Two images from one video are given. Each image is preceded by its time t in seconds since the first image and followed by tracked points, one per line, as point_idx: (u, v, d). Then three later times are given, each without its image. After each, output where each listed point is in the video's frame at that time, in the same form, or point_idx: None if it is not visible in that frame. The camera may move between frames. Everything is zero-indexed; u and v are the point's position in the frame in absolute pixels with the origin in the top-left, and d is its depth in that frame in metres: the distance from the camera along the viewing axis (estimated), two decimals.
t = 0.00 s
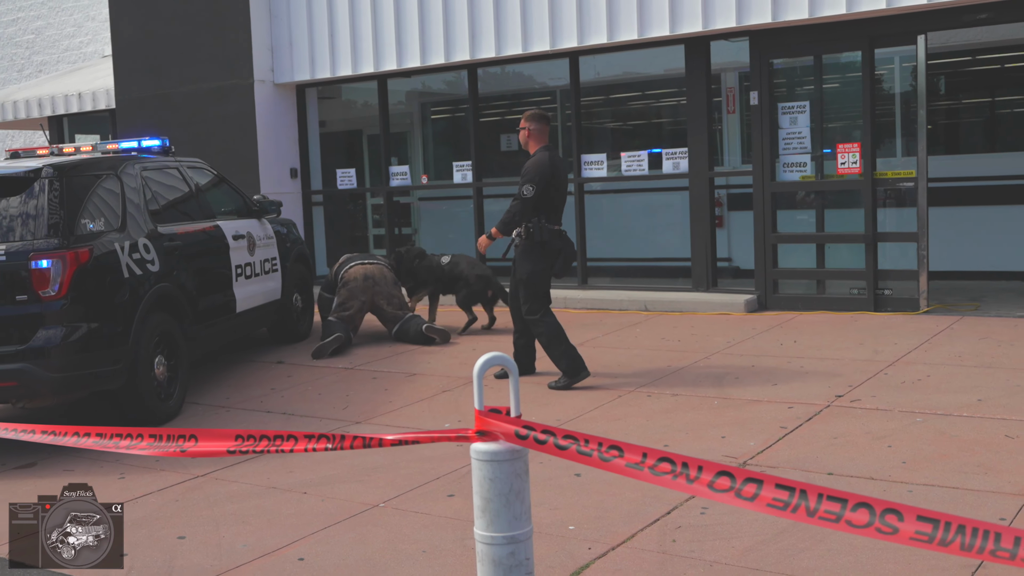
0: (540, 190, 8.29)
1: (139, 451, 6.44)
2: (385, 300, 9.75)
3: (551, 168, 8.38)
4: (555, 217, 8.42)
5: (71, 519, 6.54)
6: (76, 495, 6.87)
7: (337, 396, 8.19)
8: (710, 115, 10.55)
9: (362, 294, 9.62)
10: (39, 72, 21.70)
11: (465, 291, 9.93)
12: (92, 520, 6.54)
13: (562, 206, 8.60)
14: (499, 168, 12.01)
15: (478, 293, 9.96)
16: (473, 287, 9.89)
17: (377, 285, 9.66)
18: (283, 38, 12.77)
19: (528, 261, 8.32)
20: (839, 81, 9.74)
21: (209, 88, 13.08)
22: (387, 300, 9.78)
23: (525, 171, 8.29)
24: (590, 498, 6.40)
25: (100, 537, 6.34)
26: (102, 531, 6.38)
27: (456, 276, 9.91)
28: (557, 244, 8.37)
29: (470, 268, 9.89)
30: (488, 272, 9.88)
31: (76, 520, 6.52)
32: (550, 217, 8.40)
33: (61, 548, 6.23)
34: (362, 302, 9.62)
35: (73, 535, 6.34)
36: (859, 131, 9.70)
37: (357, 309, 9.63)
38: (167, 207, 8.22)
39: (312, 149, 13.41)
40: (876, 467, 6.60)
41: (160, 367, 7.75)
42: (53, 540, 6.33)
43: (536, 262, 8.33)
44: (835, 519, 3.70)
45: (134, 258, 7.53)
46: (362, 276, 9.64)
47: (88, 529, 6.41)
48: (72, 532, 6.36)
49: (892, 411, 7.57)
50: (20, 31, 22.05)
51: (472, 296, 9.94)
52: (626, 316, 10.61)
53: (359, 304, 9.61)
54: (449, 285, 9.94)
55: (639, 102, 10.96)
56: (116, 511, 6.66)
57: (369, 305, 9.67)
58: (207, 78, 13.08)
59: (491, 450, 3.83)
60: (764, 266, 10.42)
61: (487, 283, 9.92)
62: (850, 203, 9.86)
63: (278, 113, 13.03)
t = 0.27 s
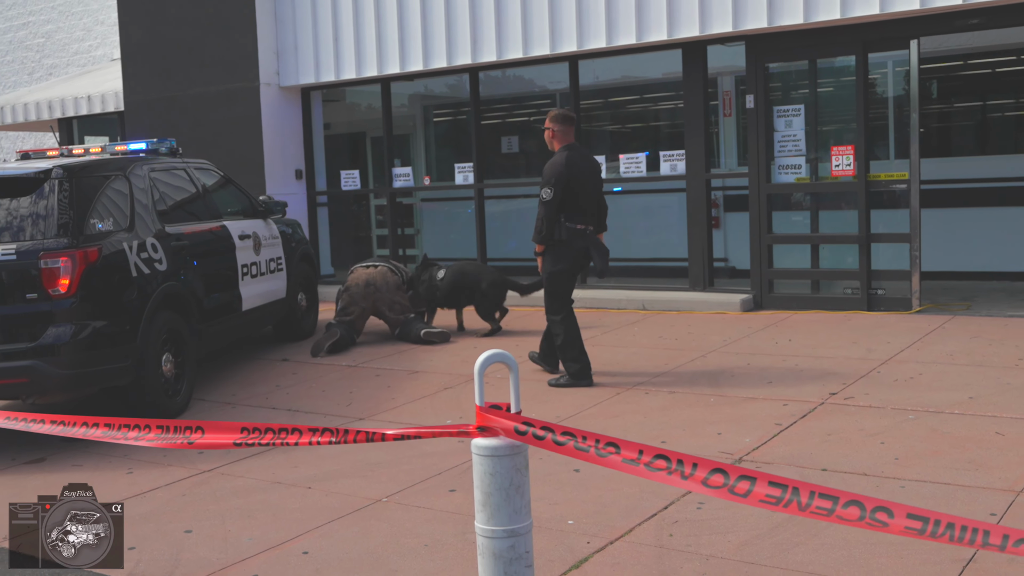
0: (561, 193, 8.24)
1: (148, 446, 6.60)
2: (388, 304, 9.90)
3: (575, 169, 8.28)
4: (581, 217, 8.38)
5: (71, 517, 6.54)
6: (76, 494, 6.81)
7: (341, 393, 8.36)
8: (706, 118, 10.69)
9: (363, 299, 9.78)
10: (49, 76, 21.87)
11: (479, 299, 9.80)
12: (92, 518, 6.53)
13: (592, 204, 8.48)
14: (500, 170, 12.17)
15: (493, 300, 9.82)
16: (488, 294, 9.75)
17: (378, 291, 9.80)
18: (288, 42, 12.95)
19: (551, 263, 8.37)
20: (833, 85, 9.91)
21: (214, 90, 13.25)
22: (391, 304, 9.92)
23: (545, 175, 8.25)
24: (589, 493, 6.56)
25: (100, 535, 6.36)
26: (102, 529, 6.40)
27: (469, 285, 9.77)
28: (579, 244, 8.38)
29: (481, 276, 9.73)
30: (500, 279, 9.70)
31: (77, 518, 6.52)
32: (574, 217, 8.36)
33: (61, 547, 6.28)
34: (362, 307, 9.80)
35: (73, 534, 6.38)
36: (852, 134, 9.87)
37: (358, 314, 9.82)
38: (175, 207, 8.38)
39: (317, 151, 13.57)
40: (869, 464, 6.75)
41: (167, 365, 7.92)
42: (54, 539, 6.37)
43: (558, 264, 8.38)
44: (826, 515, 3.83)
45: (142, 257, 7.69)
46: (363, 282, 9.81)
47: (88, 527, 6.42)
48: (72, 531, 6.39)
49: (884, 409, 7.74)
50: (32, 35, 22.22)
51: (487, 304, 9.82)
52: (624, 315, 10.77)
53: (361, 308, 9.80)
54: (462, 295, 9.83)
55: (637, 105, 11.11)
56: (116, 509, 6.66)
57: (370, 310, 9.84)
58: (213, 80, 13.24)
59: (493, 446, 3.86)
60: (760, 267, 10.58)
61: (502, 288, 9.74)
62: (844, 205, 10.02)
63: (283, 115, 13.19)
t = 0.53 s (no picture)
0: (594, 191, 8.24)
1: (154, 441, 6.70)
2: (390, 302, 9.93)
3: (608, 167, 8.28)
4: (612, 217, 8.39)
5: (70, 514, 6.59)
6: (75, 494, 6.86)
7: (343, 390, 8.47)
8: (704, 120, 10.80)
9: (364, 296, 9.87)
10: (56, 78, 21.99)
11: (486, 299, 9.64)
12: (92, 516, 6.58)
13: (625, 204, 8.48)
14: (500, 171, 12.28)
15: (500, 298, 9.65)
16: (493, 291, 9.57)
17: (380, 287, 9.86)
18: (292, 45, 13.06)
19: (579, 258, 8.40)
20: (829, 87, 10.03)
21: (219, 91, 13.36)
22: (393, 302, 9.94)
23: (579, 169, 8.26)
24: (588, 489, 6.68)
25: (99, 533, 6.41)
26: (102, 527, 6.46)
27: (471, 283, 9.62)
28: (608, 243, 8.38)
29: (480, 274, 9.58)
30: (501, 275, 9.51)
31: (77, 516, 6.56)
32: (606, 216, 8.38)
33: (61, 545, 6.32)
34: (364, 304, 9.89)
35: (72, 532, 6.42)
36: (848, 137, 9.99)
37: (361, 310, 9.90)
38: (180, 207, 8.49)
39: (320, 151, 13.69)
40: (865, 461, 6.87)
41: (173, 362, 8.03)
42: (54, 537, 6.42)
43: (586, 259, 8.39)
44: (822, 507, 3.96)
45: (148, 256, 7.80)
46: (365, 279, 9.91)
47: (87, 525, 6.47)
48: (72, 529, 6.44)
49: (880, 407, 7.85)
50: (39, 37, 22.31)
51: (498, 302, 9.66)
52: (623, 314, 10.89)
53: (362, 304, 9.88)
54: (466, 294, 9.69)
55: (637, 108, 11.25)
56: (117, 509, 6.72)
57: (373, 307, 9.90)
58: (217, 82, 13.36)
59: (493, 443, 3.90)
60: (757, 267, 10.71)
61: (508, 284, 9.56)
62: (841, 206, 10.14)
63: (287, 116, 13.30)
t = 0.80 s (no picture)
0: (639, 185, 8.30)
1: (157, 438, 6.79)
2: (392, 298, 9.90)
3: (654, 161, 8.33)
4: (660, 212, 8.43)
5: (70, 512, 6.53)
6: (74, 494, 6.72)
7: (345, 388, 8.56)
8: (703, 121, 10.89)
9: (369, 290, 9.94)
10: (62, 78, 22.07)
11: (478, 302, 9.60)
12: (93, 514, 6.51)
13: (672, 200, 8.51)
14: (501, 171, 12.37)
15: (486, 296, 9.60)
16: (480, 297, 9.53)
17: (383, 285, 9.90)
18: (295, 45, 13.15)
19: (630, 257, 8.41)
20: (827, 89, 10.11)
21: (222, 92, 13.45)
22: (395, 298, 9.90)
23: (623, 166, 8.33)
24: (588, 487, 6.76)
25: (100, 530, 6.40)
26: (102, 525, 6.43)
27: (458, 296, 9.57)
28: (659, 240, 8.38)
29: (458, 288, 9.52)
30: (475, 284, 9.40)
31: (77, 514, 6.52)
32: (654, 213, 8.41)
33: (61, 542, 6.33)
34: (368, 298, 9.95)
35: (73, 529, 6.42)
36: (846, 138, 10.06)
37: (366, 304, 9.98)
38: (184, 206, 8.57)
39: (323, 152, 13.77)
40: (861, 459, 6.95)
41: (176, 360, 8.12)
42: (54, 535, 6.39)
43: (636, 258, 8.40)
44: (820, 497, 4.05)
45: (152, 255, 7.89)
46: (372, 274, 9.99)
47: (88, 522, 6.43)
48: (73, 526, 6.43)
49: (876, 406, 7.94)
50: (46, 38, 22.39)
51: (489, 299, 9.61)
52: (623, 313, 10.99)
53: (366, 296, 9.95)
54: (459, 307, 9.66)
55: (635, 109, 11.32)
56: (116, 510, 6.61)
57: (377, 301, 9.96)
58: (220, 82, 13.45)
59: (494, 441, 3.96)
60: (755, 267, 10.79)
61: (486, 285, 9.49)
62: (838, 206, 10.21)
63: (290, 117, 13.38)
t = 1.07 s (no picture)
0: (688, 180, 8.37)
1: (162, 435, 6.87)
2: (399, 298, 9.98)
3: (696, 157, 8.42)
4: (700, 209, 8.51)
5: (69, 510, 6.70)
6: (74, 494, 6.88)
7: (347, 387, 8.65)
8: (702, 123, 10.99)
9: (374, 290, 10.08)
10: (68, 80, 22.17)
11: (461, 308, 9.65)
12: (92, 511, 6.68)
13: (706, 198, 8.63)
14: (501, 172, 12.45)
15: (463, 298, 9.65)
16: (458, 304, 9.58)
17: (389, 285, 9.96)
18: (298, 47, 13.24)
19: (683, 255, 8.37)
20: (824, 91, 10.21)
21: (225, 93, 13.56)
22: (402, 299, 9.99)
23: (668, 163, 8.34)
24: (587, 484, 6.85)
25: (99, 529, 6.56)
26: (101, 523, 6.60)
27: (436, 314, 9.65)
28: (705, 235, 8.44)
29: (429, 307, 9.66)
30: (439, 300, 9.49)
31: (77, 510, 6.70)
32: (697, 209, 8.48)
33: (61, 539, 6.47)
34: (375, 296, 10.10)
35: (73, 527, 6.57)
36: (843, 139, 10.15)
37: (374, 302, 10.15)
38: (188, 206, 8.66)
39: (326, 154, 13.84)
40: (858, 458, 7.03)
41: (181, 359, 8.21)
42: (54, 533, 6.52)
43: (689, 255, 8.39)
44: (819, 500, 4.17)
45: (156, 255, 7.98)
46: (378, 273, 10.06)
47: (87, 521, 6.59)
48: (73, 524, 6.58)
49: (872, 405, 8.02)
50: (50, 39, 22.49)
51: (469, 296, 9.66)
52: (622, 313, 11.08)
53: (372, 293, 10.12)
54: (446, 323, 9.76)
55: (635, 110, 11.40)
56: (115, 510, 6.76)
57: (383, 300, 10.13)
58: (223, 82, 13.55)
59: (495, 440, 4.04)
60: (753, 267, 10.87)
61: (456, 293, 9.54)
62: (835, 207, 10.29)
63: (292, 118, 13.45)
